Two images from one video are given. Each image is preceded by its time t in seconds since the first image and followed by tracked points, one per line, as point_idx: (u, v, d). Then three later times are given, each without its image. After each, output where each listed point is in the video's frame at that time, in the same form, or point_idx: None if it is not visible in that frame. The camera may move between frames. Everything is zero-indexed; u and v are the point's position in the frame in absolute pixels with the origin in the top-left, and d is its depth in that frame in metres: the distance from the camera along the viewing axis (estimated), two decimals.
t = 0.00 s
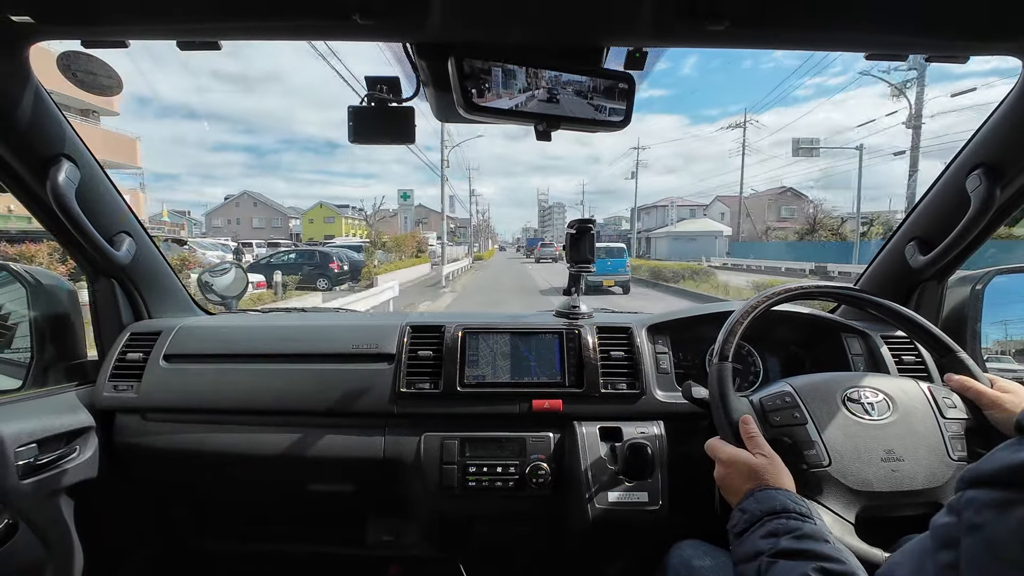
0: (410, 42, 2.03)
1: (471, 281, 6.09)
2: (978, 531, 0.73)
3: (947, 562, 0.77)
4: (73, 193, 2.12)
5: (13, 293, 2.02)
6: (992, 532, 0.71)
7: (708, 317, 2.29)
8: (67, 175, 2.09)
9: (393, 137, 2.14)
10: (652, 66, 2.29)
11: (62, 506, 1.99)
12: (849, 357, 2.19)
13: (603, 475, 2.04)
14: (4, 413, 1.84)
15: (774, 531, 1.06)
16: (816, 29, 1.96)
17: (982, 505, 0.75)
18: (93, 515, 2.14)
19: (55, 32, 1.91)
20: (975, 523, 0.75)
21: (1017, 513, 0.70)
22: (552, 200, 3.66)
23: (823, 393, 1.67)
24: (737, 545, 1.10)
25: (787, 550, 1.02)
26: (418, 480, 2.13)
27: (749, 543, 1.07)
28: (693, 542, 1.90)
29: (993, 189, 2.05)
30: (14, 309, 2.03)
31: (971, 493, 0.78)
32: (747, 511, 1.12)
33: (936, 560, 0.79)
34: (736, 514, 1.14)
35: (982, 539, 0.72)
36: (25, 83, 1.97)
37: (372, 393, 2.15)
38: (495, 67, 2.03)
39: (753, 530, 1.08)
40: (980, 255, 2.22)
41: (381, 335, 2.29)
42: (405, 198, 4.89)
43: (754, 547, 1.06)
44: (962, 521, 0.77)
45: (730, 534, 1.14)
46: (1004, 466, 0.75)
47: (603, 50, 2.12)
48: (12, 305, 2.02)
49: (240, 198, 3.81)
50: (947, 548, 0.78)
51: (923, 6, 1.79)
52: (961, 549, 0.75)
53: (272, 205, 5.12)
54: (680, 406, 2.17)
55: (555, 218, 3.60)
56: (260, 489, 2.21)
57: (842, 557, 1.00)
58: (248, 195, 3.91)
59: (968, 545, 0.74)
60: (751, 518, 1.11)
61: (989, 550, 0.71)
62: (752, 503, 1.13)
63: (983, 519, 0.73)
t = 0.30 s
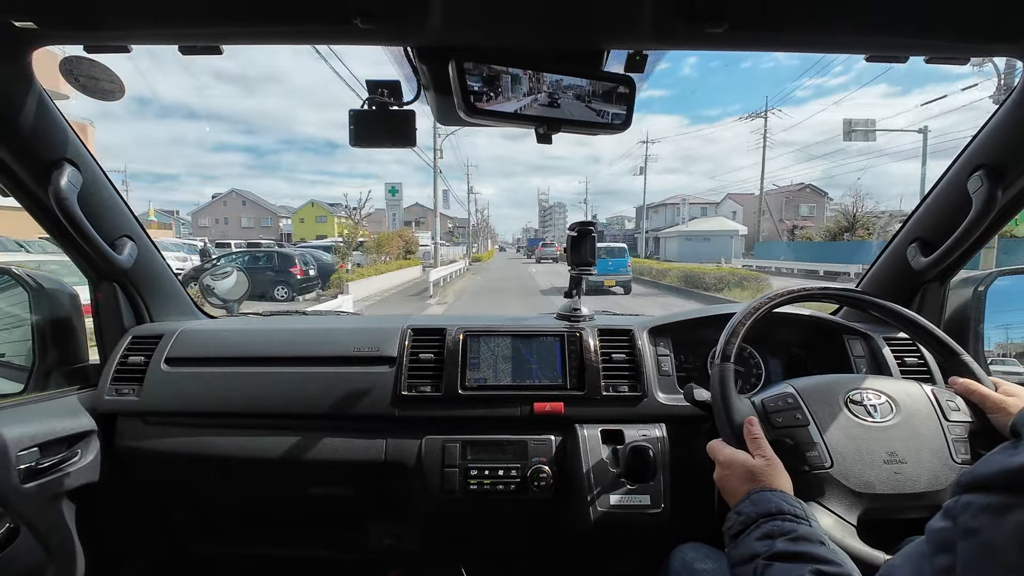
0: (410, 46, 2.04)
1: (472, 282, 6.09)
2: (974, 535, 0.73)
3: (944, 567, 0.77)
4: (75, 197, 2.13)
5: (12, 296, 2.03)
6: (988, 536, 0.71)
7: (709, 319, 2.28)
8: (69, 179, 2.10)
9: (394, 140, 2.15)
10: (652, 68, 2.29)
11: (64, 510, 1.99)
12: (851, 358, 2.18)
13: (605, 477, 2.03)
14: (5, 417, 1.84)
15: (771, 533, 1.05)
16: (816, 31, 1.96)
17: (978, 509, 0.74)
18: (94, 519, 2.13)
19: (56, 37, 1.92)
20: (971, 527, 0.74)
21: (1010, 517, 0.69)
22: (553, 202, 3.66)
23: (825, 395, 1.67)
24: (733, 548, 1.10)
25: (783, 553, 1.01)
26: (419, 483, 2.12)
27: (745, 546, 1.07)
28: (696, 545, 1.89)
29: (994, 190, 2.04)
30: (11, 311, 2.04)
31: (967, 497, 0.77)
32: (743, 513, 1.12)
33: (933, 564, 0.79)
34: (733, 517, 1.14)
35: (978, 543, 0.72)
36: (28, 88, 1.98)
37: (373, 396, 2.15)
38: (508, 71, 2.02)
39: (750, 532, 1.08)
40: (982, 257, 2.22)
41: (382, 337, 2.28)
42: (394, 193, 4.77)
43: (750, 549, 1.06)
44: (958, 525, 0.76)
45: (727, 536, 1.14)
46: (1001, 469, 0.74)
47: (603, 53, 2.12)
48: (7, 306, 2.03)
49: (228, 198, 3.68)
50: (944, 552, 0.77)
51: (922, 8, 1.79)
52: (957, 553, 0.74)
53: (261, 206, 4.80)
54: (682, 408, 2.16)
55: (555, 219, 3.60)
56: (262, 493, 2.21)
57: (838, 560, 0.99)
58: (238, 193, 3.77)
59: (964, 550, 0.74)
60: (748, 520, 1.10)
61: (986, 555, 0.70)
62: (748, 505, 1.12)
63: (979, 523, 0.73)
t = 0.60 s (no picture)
0: (412, 48, 2.04)
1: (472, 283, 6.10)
2: (977, 541, 0.73)
3: (946, 572, 0.76)
4: (77, 199, 2.14)
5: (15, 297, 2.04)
6: (992, 542, 0.70)
7: (710, 321, 2.28)
8: (71, 181, 2.10)
9: (394, 143, 2.15)
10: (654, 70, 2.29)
11: (65, 512, 1.99)
12: (852, 360, 2.18)
13: (606, 479, 2.03)
14: (6, 419, 1.84)
15: (773, 537, 1.04)
16: (817, 33, 1.96)
17: (981, 514, 0.74)
18: (95, 521, 2.13)
19: (58, 39, 1.93)
20: (974, 532, 0.74)
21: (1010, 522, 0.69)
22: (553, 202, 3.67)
23: (826, 397, 1.66)
24: (734, 552, 1.09)
25: (785, 557, 1.00)
26: (420, 485, 2.12)
27: (747, 550, 1.06)
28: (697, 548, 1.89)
29: (996, 192, 2.04)
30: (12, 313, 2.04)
31: (970, 502, 0.77)
32: (745, 517, 1.11)
33: (936, 570, 0.79)
34: (734, 521, 1.13)
35: (982, 548, 0.72)
36: (30, 91, 1.99)
37: (374, 398, 2.15)
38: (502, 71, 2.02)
39: (751, 537, 1.07)
40: (984, 259, 2.22)
41: (383, 339, 2.28)
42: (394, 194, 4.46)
43: (752, 553, 1.05)
44: (961, 530, 0.76)
45: (729, 541, 1.12)
46: (1004, 474, 0.74)
47: (604, 55, 2.13)
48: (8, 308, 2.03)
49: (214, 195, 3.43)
50: (947, 558, 0.77)
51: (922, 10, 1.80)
52: (960, 559, 0.74)
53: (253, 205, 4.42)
54: (683, 410, 2.16)
55: (556, 221, 3.60)
56: (262, 495, 2.21)
57: (840, 563, 0.98)
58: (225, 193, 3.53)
59: (966, 555, 0.73)
60: (749, 525, 1.09)
61: (989, 560, 0.70)
62: (749, 509, 1.11)
63: (982, 529, 0.73)
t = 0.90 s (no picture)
0: (412, 50, 2.04)
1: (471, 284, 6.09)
2: (980, 539, 0.72)
3: (950, 570, 0.76)
4: (79, 202, 2.14)
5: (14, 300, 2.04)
6: (994, 540, 0.70)
7: (711, 321, 2.28)
8: (72, 184, 2.10)
9: (395, 144, 2.16)
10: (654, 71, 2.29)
11: (66, 514, 1.99)
12: (854, 360, 2.18)
13: (607, 481, 2.03)
14: (9, 422, 1.85)
15: (771, 533, 1.05)
16: (818, 34, 1.96)
17: (984, 512, 0.74)
18: (96, 523, 2.14)
19: (58, 42, 1.93)
20: (977, 530, 0.74)
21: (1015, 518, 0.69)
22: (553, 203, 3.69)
23: (828, 397, 1.66)
24: (732, 548, 1.09)
25: (784, 553, 1.01)
26: (421, 487, 2.12)
27: (745, 546, 1.06)
28: (699, 549, 1.88)
29: (997, 192, 2.04)
30: (11, 316, 2.03)
31: (973, 500, 0.77)
32: (743, 513, 1.11)
33: (939, 568, 0.78)
34: (732, 516, 1.13)
35: (985, 545, 0.71)
36: (31, 94, 1.99)
37: (375, 400, 2.15)
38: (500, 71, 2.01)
39: (749, 532, 1.07)
40: (986, 258, 2.21)
41: (384, 341, 2.28)
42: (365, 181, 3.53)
43: (750, 549, 1.05)
44: (964, 528, 0.76)
45: (727, 536, 1.13)
46: (1009, 471, 0.74)
47: (604, 56, 2.12)
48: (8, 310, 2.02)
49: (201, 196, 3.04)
50: (950, 556, 0.77)
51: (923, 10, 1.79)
52: (963, 557, 0.74)
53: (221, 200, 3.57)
54: (684, 411, 2.16)
55: (556, 221, 3.61)
56: (263, 497, 2.21)
57: (838, 560, 0.98)
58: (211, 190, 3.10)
59: (970, 553, 0.73)
60: (747, 520, 1.10)
61: (994, 559, 0.70)
62: (748, 504, 1.12)
63: (985, 526, 0.72)
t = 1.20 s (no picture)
0: (413, 49, 2.05)
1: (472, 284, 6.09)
2: (964, 508, 0.64)
3: (933, 539, 0.66)
4: (80, 201, 2.15)
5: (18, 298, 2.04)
6: (979, 510, 0.62)
7: (712, 321, 2.28)
8: (74, 183, 2.11)
9: (396, 144, 2.16)
10: (654, 70, 2.29)
11: (67, 513, 2.00)
12: (855, 360, 2.18)
13: (607, 480, 2.03)
14: (11, 420, 1.86)
15: (753, 468, 1.02)
16: (819, 33, 1.96)
17: (970, 482, 0.66)
18: (98, 521, 2.14)
19: (60, 42, 1.94)
20: (962, 499, 0.65)
21: (1005, 486, 0.61)
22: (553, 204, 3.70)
23: (829, 395, 1.66)
24: (712, 480, 1.07)
25: (764, 486, 0.98)
26: (422, 486, 2.13)
27: (726, 478, 1.04)
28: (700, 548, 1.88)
29: (999, 191, 2.04)
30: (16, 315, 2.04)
31: (960, 470, 0.68)
32: (727, 447, 1.09)
33: (917, 537, 0.68)
34: (716, 450, 1.11)
35: (969, 515, 0.63)
36: (33, 93, 1.99)
37: (376, 399, 2.15)
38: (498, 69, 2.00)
39: (732, 465, 1.05)
40: (987, 258, 2.21)
41: (385, 340, 2.28)
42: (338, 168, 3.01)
43: (730, 481, 1.03)
44: (949, 498, 0.67)
45: (707, 469, 1.11)
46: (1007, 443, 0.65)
47: (604, 56, 2.13)
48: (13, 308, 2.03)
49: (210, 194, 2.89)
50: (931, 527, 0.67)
51: (923, 8, 1.79)
52: (947, 526, 0.65)
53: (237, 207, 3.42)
54: (685, 410, 2.16)
55: (557, 220, 3.61)
56: (264, 497, 2.21)
57: (818, 500, 0.96)
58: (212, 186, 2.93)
59: (952, 524, 0.65)
60: (731, 454, 1.07)
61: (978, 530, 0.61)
62: (734, 440, 1.09)
63: (970, 495, 0.64)
